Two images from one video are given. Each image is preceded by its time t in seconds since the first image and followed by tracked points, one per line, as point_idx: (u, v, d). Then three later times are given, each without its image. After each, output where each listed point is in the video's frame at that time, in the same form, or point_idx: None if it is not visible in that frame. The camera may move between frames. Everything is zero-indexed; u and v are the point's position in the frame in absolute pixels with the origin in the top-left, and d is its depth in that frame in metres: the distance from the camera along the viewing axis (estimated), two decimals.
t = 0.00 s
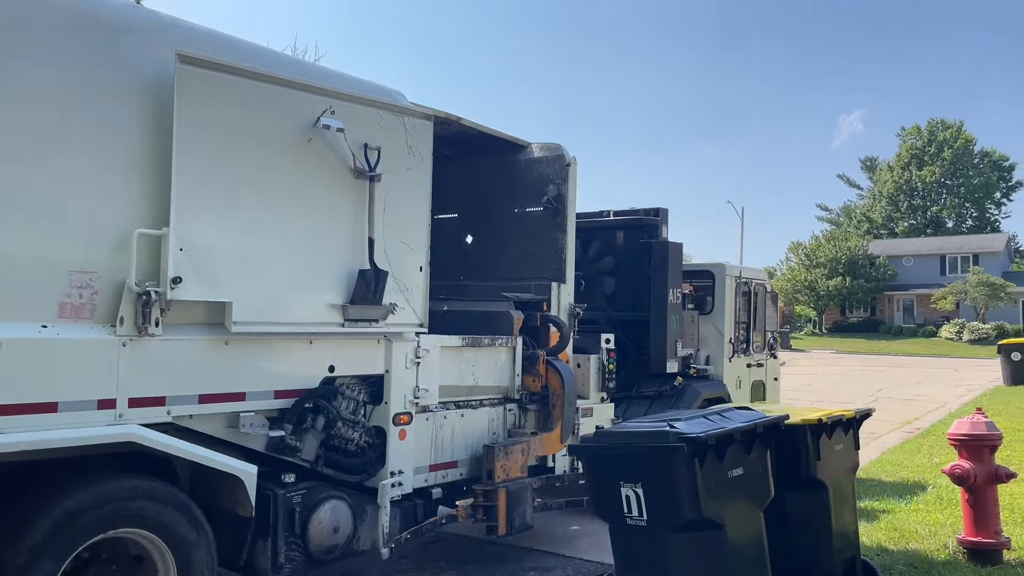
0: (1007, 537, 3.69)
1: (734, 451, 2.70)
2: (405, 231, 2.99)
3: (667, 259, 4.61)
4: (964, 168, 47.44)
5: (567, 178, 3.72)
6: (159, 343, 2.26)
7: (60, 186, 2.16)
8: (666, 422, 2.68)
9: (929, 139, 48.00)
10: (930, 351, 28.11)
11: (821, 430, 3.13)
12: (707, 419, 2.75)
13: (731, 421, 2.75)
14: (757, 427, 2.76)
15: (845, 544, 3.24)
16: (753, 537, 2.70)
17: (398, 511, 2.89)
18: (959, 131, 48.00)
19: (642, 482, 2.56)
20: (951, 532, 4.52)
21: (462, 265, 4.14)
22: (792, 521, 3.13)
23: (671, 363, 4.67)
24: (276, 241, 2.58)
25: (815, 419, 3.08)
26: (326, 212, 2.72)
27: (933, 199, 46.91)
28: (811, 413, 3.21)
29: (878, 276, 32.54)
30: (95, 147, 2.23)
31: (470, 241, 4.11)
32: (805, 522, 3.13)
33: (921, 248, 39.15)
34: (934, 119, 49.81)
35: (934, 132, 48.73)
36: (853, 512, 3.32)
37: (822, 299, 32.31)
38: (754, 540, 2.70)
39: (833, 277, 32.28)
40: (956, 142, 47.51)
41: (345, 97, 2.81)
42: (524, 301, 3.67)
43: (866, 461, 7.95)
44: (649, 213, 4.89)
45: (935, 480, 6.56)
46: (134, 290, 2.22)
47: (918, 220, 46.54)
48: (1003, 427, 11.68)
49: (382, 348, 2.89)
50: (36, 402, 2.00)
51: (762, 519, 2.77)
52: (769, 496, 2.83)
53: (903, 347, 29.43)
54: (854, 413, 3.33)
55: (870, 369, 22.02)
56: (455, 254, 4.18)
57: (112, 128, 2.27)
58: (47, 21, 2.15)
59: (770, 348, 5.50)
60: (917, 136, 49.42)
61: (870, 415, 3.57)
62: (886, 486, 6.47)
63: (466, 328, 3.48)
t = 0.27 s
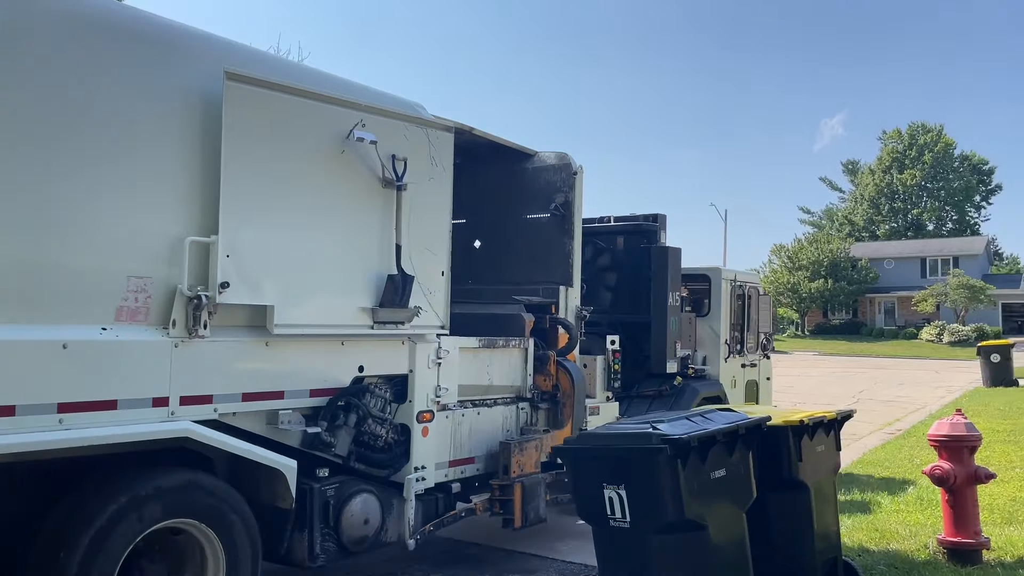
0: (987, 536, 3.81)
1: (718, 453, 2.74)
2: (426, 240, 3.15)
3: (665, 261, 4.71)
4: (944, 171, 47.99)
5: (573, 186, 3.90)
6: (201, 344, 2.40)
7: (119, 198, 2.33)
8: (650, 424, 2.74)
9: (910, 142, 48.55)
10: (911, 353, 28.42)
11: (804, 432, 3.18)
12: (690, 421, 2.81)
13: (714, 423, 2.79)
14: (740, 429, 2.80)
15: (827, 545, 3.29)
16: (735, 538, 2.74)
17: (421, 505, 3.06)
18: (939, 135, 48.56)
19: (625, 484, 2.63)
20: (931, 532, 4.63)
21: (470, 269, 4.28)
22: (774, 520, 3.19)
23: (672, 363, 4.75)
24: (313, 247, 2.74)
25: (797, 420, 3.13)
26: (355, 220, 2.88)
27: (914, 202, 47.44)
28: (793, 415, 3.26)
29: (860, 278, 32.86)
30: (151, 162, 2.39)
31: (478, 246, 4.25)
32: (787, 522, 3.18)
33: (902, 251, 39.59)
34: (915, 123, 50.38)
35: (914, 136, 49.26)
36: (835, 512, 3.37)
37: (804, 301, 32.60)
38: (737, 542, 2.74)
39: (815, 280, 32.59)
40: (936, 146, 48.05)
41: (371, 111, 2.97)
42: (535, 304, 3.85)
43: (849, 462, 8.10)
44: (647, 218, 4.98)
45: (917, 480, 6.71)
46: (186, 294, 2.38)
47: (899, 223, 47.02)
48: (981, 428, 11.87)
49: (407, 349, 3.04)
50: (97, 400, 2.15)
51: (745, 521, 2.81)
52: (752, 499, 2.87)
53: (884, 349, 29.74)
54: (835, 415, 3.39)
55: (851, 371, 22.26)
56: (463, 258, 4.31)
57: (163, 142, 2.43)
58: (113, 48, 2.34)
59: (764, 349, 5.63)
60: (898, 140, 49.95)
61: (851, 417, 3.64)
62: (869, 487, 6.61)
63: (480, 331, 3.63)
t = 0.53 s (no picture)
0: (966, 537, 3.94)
1: (699, 454, 2.82)
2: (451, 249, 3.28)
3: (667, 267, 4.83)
4: (924, 175, 48.59)
5: (582, 195, 4.00)
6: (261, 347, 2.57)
7: (177, 204, 2.44)
8: (632, 426, 2.81)
9: (891, 146, 49.11)
10: (891, 355, 28.76)
11: (785, 433, 3.27)
12: (672, 423, 2.89)
13: (695, 425, 2.87)
14: (720, 431, 2.89)
15: (807, 546, 3.37)
16: (717, 539, 2.82)
17: (447, 497, 3.20)
18: (919, 139, 49.17)
19: (607, 486, 2.69)
20: (910, 532, 4.75)
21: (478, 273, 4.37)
22: (756, 520, 3.28)
23: (671, 363, 4.88)
24: (355, 254, 2.89)
25: (778, 421, 3.23)
26: (388, 228, 3.01)
27: (895, 205, 48.00)
28: (775, 416, 3.36)
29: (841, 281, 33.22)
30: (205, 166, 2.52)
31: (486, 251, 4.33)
32: (770, 524, 3.26)
33: (883, 253, 40.05)
34: (896, 127, 50.97)
35: (895, 140, 49.85)
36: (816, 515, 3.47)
37: (787, 304, 32.91)
38: (717, 542, 2.81)
39: (798, 283, 32.90)
40: (917, 150, 48.64)
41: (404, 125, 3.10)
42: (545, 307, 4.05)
43: (831, 462, 8.25)
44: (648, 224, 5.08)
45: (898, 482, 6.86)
46: (243, 298, 2.54)
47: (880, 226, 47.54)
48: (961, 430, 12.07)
49: (435, 349, 3.20)
50: (162, 397, 2.29)
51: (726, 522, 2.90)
52: (731, 499, 2.94)
53: (865, 351, 30.08)
54: (816, 417, 3.49)
55: (833, 373, 22.50)
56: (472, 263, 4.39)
57: (221, 153, 2.57)
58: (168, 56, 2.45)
59: (759, 350, 5.78)
60: (879, 143, 50.51)
61: (831, 419, 3.75)
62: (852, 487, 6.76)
63: (497, 333, 3.82)
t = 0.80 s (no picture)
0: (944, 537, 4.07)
1: (682, 456, 2.92)
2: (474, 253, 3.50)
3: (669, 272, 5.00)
4: (904, 178, 49.20)
5: (592, 204, 4.23)
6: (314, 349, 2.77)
7: (243, 215, 2.64)
8: (616, 428, 2.91)
9: (871, 149, 49.68)
10: (872, 356, 29.12)
11: (767, 435, 3.37)
12: (655, 424, 2.98)
13: (678, 426, 2.97)
14: (702, 432, 2.98)
15: (790, 546, 3.48)
16: (700, 539, 2.91)
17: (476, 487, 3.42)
18: (899, 143, 49.77)
19: (590, 488, 2.80)
20: (890, 533, 4.89)
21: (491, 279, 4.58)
22: (739, 521, 3.39)
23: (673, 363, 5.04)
24: (399, 262, 3.10)
25: (759, 423, 3.33)
26: (421, 234, 3.22)
27: (875, 208, 48.57)
28: (758, 418, 3.46)
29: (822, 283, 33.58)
30: (245, 175, 2.65)
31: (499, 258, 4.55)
32: (752, 523, 3.37)
33: (863, 256, 40.53)
34: (876, 130, 51.55)
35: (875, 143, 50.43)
36: (799, 514, 3.56)
37: (769, 306, 33.22)
38: (700, 542, 2.91)
39: (779, 284, 33.22)
40: (897, 153, 49.24)
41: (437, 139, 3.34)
42: (560, 309, 4.21)
43: (814, 463, 8.42)
44: (649, 230, 5.23)
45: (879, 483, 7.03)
46: (303, 304, 2.75)
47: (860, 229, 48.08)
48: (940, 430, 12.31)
49: (465, 350, 3.41)
50: (238, 394, 2.50)
51: (709, 523, 2.98)
52: (714, 500, 3.04)
53: (846, 352, 30.43)
54: (797, 418, 3.59)
55: (814, 374, 22.77)
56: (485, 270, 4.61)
57: (282, 169, 2.78)
58: (212, 70, 2.58)
59: (753, 350, 5.99)
60: (859, 146, 51.07)
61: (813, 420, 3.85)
62: (833, 487, 6.92)
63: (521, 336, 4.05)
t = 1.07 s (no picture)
0: (921, 537, 4.23)
1: (662, 458, 3.03)
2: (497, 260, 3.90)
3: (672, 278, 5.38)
4: (883, 181, 49.89)
5: (604, 214, 4.62)
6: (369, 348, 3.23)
7: (312, 227, 3.10)
8: (597, 430, 3.02)
9: (851, 153, 50.28)
10: (852, 358, 29.52)
11: (747, 436, 3.52)
12: (636, 427, 3.09)
13: (659, 429, 3.09)
14: (683, 434, 3.10)
15: (769, 547, 3.62)
16: (679, 541, 3.03)
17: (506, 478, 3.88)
18: (878, 146, 50.45)
19: (570, 490, 2.89)
20: (869, 534, 5.06)
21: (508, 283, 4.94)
22: (718, 523, 3.52)
23: (677, 364, 5.41)
24: (440, 270, 3.59)
25: (739, 425, 3.48)
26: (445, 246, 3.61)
27: (855, 211, 49.20)
28: (738, 420, 3.61)
29: (803, 285, 34.02)
30: (237, 176, 2.80)
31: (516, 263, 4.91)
32: (731, 525, 3.50)
33: (843, 258, 41.04)
34: (855, 134, 52.19)
35: (855, 147, 51.09)
36: (777, 516, 3.70)
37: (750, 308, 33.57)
38: (679, 542, 3.03)
39: (761, 287, 33.58)
40: (876, 157, 49.91)
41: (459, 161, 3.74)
42: (573, 312, 4.60)
43: (796, 463, 8.61)
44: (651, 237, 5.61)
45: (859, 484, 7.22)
46: (361, 309, 3.21)
47: (840, 231, 48.75)
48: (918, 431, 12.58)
49: (494, 351, 3.90)
50: (307, 391, 2.94)
51: (688, 523, 3.10)
52: (693, 501, 3.16)
53: (826, 354, 30.82)
54: (777, 420, 3.75)
55: (795, 376, 23.08)
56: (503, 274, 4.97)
57: (343, 186, 3.25)
58: (292, 101, 3.04)
59: (748, 352, 6.36)
60: (840, 149, 51.72)
61: (791, 421, 4.01)
62: (815, 488, 7.10)
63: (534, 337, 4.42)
